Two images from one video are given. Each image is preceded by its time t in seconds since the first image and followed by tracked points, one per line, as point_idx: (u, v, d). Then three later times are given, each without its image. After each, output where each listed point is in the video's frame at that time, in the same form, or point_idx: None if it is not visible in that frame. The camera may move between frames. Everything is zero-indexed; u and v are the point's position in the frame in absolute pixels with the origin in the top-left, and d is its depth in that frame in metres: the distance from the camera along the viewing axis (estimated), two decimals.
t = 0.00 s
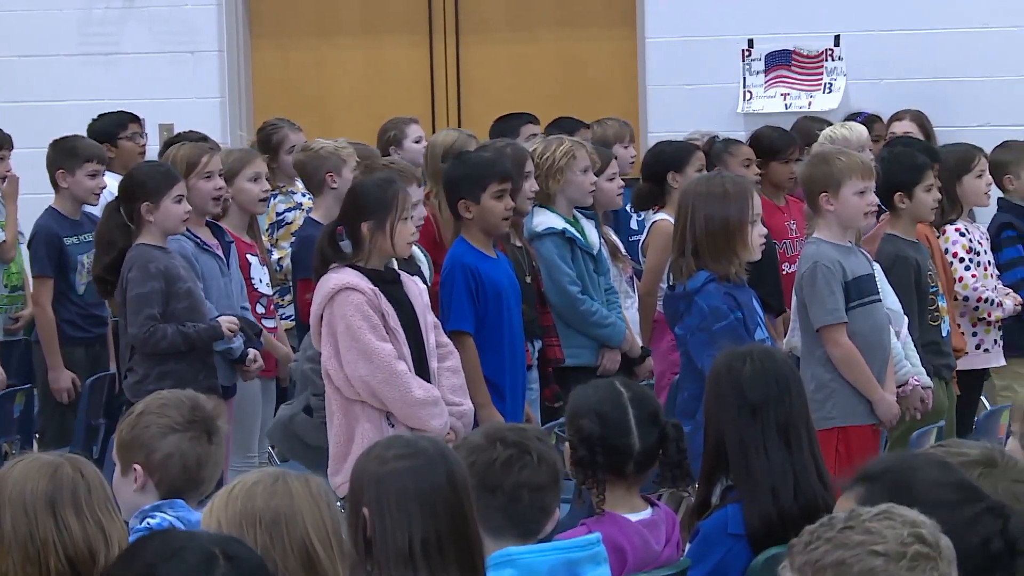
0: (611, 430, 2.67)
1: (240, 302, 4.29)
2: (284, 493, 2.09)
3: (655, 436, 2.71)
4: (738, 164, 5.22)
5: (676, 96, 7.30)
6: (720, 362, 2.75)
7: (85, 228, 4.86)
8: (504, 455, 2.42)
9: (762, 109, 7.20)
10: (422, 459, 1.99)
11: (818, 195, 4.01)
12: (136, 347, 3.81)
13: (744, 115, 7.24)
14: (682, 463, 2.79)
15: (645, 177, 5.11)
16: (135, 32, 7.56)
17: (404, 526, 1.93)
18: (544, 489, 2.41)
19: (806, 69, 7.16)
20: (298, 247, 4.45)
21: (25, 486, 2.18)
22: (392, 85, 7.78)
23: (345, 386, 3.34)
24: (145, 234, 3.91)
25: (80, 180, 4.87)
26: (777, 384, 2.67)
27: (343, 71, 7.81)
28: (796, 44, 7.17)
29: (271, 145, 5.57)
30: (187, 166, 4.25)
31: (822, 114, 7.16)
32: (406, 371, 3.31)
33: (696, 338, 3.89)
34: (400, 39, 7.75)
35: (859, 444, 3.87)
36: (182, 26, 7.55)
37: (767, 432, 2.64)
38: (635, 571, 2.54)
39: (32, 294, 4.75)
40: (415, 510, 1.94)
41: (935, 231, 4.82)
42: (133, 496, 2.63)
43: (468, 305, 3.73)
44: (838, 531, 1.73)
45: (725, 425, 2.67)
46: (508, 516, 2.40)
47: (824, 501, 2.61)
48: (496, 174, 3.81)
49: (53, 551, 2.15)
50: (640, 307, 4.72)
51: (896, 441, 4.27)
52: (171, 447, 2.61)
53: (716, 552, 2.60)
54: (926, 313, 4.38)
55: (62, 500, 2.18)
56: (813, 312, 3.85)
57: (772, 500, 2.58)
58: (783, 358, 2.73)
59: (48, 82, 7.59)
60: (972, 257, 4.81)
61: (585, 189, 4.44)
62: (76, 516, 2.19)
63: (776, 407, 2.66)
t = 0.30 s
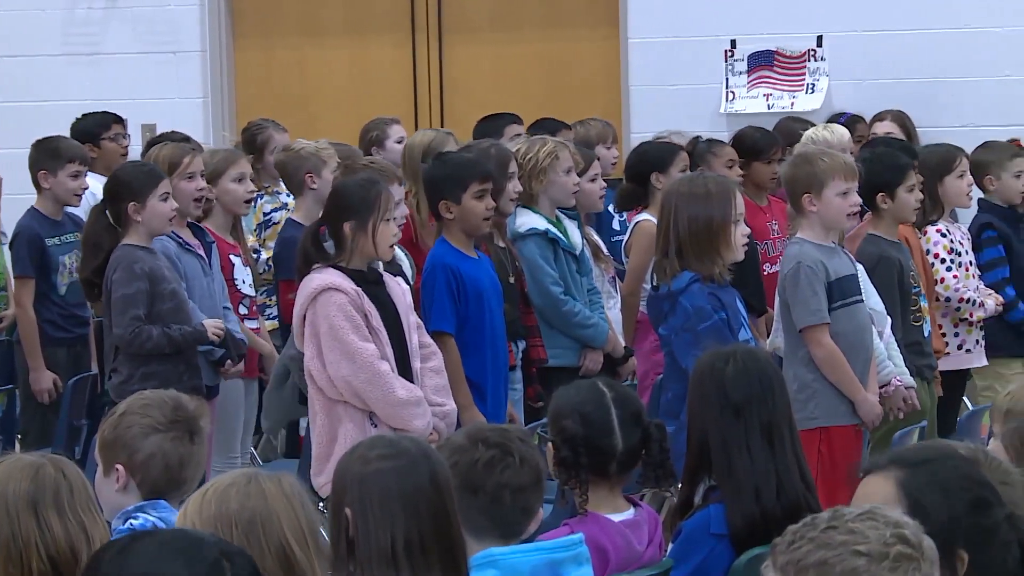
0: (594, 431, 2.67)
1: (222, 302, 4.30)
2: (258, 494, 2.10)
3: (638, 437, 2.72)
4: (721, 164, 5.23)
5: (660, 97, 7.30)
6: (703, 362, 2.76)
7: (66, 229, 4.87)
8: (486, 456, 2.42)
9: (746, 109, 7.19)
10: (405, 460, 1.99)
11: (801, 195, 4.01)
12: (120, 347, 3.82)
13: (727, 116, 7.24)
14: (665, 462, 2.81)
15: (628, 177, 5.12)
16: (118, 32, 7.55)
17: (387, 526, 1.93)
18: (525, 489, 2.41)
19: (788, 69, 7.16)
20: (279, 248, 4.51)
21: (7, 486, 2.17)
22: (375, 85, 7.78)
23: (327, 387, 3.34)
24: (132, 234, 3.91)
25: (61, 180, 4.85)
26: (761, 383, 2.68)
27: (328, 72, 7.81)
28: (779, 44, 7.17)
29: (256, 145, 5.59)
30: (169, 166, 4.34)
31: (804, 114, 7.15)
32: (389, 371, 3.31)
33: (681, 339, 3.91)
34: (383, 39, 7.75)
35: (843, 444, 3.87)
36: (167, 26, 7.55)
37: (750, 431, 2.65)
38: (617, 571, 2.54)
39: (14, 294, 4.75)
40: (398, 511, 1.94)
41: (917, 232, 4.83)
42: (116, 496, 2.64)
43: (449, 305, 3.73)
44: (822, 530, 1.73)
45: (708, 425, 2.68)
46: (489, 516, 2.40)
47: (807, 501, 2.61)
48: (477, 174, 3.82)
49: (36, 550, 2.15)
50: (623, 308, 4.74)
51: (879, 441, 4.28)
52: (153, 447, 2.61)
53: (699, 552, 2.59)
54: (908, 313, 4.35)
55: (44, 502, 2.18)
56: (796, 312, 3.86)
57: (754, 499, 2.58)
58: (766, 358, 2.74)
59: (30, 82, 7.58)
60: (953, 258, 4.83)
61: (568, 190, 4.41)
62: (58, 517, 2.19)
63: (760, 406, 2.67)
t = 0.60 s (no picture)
0: (572, 431, 2.69)
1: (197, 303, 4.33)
2: (236, 497, 2.10)
3: (614, 437, 2.73)
4: (697, 166, 5.23)
5: (632, 97, 7.31)
6: (679, 363, 2.76)
7: (41, 229, 4.86)
8: (461, 458, 2.42)
9: (721, 111, 7.20)
10: (381, 460, 1.99)
11: (777, 197, 4.02)
12: (97, 347, 3.84)
13: (704, 117, 7.24)
14: (641, 462, 2.83)
15: (604, 178, 5.09)
16: (94, 33, 7.57)
17: (362, 527, 1.93)
18: (501, 491, 2.42)
19: (764, 71, 7.17)
20: (255, 249, 4.55)
21: None
22: (351, 86, 7.78)
23: (304, 387, 3.34)
24: (111, 234, 3.94)
25: (36, 181, 4.84)
26: (737, 385, 2.68)
27: (306, 72, 7.80)
28: (755, 46, 7.17)
29: (237, 144, 5.60)
30: (146, 166, 4.40)
31: (781, 115, 7.17)
32: (365, 371, 3.31)
33: (657, 340, 3.97)
34: (359, 40, 7.75)
35: (819, 445, 3.88)
36: (141, 26, 7.56)
37: (727, 433, 2.65)
38: (593, 571, 2.55)
39: None
40: (374, 513, 1.94)
41: (892, 233, 4.85)
42: (91, 496, 2.65)
43: (424, 305, 3.73)
44: (802, 530, 1.66)
45: (685, 426, 2.68)
46: (466, 518, 2.40)
47: (782, 502, 2.62)
48: (453, 175, 3.82)
49: (12, 551, 2.14)
50: (600, 309, 4.73)
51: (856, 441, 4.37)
52: (129, 447, 2.62)
53: (675, 553, 2.60)
54: (885, 314, 4.37)
55: (22, 503, 2.18)
56: (772, 314, 3.86)
57: (731, 500, 2.58)
58: (742, 359, 2.74)
59: (6, 82, 7.60)
60: (929, 258, 4.85)
61: (544, 190, 4.43)
62: (36, 519, 2.18)
63: (736, 408, 2.67)
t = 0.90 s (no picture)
0: (550, 431, 2.69)
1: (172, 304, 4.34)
2: (209, 498, 2.10)
3: (592, 437, 2.74)
4: (674, 167, 5.32)
5: (610, 96, 7.41)
6: (658, 363, 2.76)
7: (17, 230, 4.87)
8: (438, 459, 2.44)
9: (698, 111, 7.30)
10: (359, 461, 1.99)
11: (755, 197, 4.03)
12: (73, 348, 3.86)
13: (681, 117, 7.35)
14: (620, 464, 2.81)
15: (581, 178, 5.08)
16: (71, 34, 7.69)
17: (341, 527, 1.94)
18: (478, 492, 2.43)
19: (742, 72, 7.26)
20: (231, 250, 4.53)
21: None
22: (327, 85, 7.91)
23: (282, 388, 3.33)
24: (88, 234, 3.97)
25: (11, 181, 4.81)
26: (714, 386, 2.68)
27: (281, 74, 7.95)
28: (733, 46, 7.26)
29: (221, 141, 5.61)
30: (121, 167, 4.44)
31: (759, 116, 7.25)
32: (344, 372, 3.31)
33: (635, 341, 3.99)
34: (333, 42, 7.88)
35: (797, 448, 3.89)
36: (121, 26, 7.67)
37: (705, 433, 2.65)
38: (571, 573, 2.56)
39: None
40: (352, 514, 1.94)
41: (869, 234, 4.83)
42: (69, 497, 2.67)
43: (401, 305, 3.74)
44: (778, 531, 1.66)
45: (663, 426, 2.68)
46: (443, 518, 2.41)
47: (759, 502, 2.63)
48: (428, 176, 3.81)
49: None
50: (577, 309, 4.75)
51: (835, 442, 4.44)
52: (106, 447, 2.64)
53: (653, 553, 2.61)
54: (863, 314, 4.37)
55: None
56: (750, 314, 3.86)
57: (708, 500, 2.59)
58: (720, 360, 2.74)
59: None
60: (905, 259, 4.84)
61: (521, 191, 4.47)
62: (15, 519, 2.18)
63: (713, 408, 2.67)
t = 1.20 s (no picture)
0: (531, 431, 2.70)
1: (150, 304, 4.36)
2: (188, 499, 2.10)
3: (573, 438, 2.74)
4: (652, 166, 5.31)
5: (591, 98, 7.57)
6: (637, 364, 2.75)
7: None
8: (417, 459, 2.44)
9: (679, 111, 7.44)
10: (339, 461, 1.99)
11: (734, 198, 4.03)
12: (51, 348, 3.86)
13: (661, 118, 7.49)
14: (599, 464, 2.82)
15: (561, 179, 5.09)
16: (50, 36, 7.86)
17: (321, 527, 1.94)
18: (457, 492, 2.44)
19: (721, 72, 7.40)
20: (210, 248, 4.52)
21: None
22: (309, 86, 8.07)
23: (263, 387, 3.33)
24: (67, 235, 3.97)
25: None
26: (694, 386, 2.69)
27: (261, 75, 8.10)
28: (712, 47, 7.41)
29: (207, 139, 5.65)
30: (99, 166, 4.44)
31: (738, 115, 7.38)
32: (324, 372, 3.31)
33: (616, 341, 4.00)
34: (314, 41, 8.03)
35: (776, 444, 3.91)
36: (99, 27, 7.86)
37: (684, 433, 2.65)
38: (551, 572, 2.59)
39: None
40: (332, 513, 1.94)
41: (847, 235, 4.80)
42: (49, 498, 2.67)
43: (381, 306, 3.74)
44: (756, 532, 1.66)
45: (643, 427, 2.68)
46: (423, 518, 2.42)
47: (739, 503, 2.62)
48: (408, 176, 3.80)
49: None
50: (556, 310, 4.75)
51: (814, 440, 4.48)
52: (86, 448, 2.65)
53: (634, 554, 2.59)
54: (842, 314, 4.39)
55: None
56: (731, 314, 3.87)
57: (689, 500, 2.58)
58: (699, 361, 2.74)
59: None
60: (884, 260, 4.81)
61: (500, 191, 4.48)
62: None
63: (693, 409, 2.67)
